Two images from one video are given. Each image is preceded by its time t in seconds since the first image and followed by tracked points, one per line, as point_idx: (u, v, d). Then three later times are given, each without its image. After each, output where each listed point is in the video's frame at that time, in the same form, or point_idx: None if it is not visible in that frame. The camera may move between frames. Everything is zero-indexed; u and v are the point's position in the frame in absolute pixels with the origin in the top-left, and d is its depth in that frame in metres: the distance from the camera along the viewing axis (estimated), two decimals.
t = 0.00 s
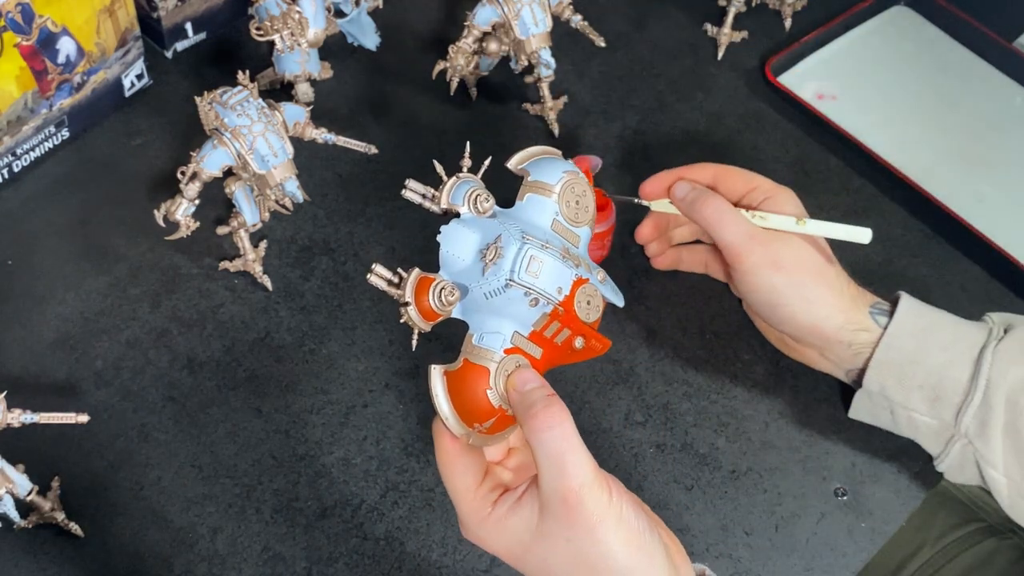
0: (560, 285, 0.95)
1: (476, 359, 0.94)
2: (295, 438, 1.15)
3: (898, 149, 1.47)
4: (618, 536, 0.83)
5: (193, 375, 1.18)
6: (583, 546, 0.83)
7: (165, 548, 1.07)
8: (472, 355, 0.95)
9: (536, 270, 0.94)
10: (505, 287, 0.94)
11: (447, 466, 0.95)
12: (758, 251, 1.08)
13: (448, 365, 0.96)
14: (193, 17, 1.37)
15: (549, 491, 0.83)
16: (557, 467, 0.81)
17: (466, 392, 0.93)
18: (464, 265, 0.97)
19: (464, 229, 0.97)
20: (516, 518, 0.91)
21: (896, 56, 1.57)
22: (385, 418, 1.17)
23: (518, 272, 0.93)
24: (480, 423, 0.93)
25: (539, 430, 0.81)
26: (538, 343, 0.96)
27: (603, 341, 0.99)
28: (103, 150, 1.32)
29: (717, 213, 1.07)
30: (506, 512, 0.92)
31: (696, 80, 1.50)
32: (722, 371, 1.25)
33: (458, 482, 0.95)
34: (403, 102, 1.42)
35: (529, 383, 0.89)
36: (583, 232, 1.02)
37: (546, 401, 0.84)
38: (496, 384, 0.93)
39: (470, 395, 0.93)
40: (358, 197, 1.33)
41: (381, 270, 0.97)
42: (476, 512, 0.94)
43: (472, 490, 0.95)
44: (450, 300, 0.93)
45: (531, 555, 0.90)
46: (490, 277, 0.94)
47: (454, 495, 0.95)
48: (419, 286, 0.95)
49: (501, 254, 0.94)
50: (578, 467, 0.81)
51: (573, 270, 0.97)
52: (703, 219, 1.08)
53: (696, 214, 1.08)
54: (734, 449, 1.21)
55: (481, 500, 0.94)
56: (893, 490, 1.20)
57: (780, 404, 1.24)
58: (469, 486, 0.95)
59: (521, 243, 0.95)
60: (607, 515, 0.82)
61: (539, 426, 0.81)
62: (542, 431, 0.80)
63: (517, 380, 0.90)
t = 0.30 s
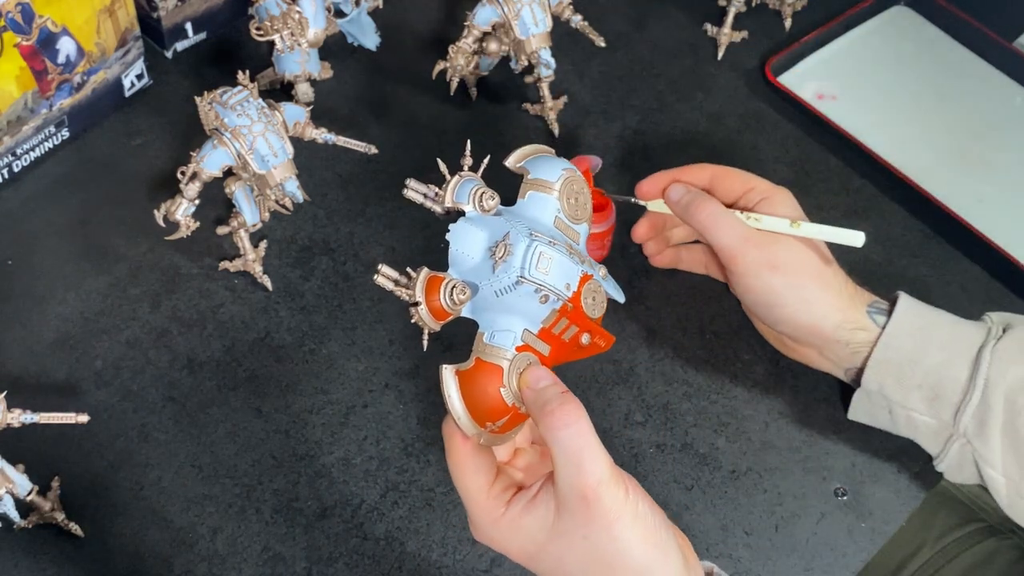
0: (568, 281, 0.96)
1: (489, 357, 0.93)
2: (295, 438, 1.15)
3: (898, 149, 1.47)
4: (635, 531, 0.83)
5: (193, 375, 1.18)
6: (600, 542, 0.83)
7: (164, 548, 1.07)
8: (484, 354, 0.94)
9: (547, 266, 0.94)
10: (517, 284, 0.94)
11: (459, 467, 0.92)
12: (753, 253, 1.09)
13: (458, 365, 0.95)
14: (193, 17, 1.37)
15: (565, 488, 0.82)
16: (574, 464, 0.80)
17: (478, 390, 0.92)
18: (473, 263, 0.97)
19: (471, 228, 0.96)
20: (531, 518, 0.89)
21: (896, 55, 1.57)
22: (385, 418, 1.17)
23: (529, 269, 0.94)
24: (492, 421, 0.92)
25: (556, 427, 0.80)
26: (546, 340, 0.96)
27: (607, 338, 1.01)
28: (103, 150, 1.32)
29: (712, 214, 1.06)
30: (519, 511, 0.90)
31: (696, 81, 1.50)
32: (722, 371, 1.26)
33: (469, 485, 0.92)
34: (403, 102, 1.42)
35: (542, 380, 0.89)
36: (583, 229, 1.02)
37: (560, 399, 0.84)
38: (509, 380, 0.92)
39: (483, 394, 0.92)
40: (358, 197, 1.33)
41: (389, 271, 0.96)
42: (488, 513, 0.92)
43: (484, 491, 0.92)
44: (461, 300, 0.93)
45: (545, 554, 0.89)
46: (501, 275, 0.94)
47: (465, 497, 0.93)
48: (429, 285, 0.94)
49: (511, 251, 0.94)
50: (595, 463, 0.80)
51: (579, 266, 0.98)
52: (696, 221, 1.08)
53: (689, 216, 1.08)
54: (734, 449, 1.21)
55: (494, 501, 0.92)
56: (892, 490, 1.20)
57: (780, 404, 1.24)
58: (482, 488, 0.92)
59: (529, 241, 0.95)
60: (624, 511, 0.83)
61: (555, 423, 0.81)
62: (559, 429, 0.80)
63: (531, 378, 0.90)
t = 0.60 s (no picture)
0: (595, 279, 0.99)
1: (517, 354, 0.95)
2: (295, 438, 1.15)
3: (898, 149, 1.47)
4: (665, 534, 0.80)
5: (193, 375, 1.18)
6: (632, 545, 0.79)
7: (165, 548, 1.07)
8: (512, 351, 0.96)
9: (579, 264, 0.97)
10: (550, 280, 0.97)
11: (482, 465, 0.86)
12: (814, 224, 0.96)
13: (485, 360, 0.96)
14: (193, 17, 1.38)
15: (597, 489, 0.79)
16: (609, 465, 0.77)
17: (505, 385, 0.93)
18: (507, 256, 0.99)
19: (506, 220, 0.99)
20: (557, 520, 0.84)
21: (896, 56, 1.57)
22: (386, 418, 1.17)
23: (563, 266, 0.96)
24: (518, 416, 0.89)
25: (591, 426, 0.77)
26: (571, 340, 0.99)
27: (627, 340, 1.05)
28: (103, 150, 1.32)
29: (779, 181, 0.91)
30: (545, 512, 0.85)
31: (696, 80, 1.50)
32: (722, 371, 1.26)
33: (490, 485, 0.86)
34: (403, 102, 1.42)
35: (570, 379, 0.88)
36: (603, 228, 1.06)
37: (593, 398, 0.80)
38: (537, 379, 0.94)
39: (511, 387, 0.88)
40: (358, 196, 1.33)
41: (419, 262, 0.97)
42: (512, 514, 0.86)
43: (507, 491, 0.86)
44: (493, 292, 0.95)
45: (570, 555, 0.84)
46: (534, 269, 0.97)
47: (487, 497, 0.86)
48: (462, 275, 0.96)
49: (545, 245, 0.97)
50: (631, 465, 0.77)
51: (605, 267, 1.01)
52: (758, 182, 0.92)
53: (753, 175, 0.91)
54: (734, 448, 1.21)
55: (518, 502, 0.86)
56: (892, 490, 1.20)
57: (780, 404, 1.24)
58: (505, 487, 0.86)
59: (561, 236, 0.98)
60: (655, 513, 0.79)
61: (589, 422, 0.77)
62: (595, 428, 0.76)
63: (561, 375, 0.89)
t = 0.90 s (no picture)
0: (708, 330, 0.98)
1: (597, 313, 0.96)
2: (295, 438, 1.15)
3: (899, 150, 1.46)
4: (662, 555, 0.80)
5: (193, 375, 1.18)
6: (626, 551, 0.79)
7: (165, 547, 1.07)
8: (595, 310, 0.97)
9: (702, 297, 0.98)
10: (668, 289, 0.99)
11: (509, 417, 0.90)
12: (955, 199, 0.86)
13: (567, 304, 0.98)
14: (194, 17, 1.38)
15: (611, 485, 0.80)
16: (634, 464, 0.78)
17: (564, 349, 0.93)
18: (648, 251, 1.03)
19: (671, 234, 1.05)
20: (558, 503, 0.85)
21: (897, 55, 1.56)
22: (386, 418, 1.17)
23: (687, 286, 0.99)
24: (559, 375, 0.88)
25: (631, 422, 0.79)
26: (650, 361, 0.97)
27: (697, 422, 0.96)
28: (103, 150, 1.32)
29: (941, 135, 0.80)
30: (550, 490, 0.86)
31: (697, 80, 1.51)
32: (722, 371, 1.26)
33: (510, 440, 0.89)
34: (403, 102, 1.42)
35: (625, 367, 0.87)
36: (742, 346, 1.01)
37: (639, 397, 0.82)
38: (590, 356, 0.93)
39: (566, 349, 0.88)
40: (358, 196, 1.33)
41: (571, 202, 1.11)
42: (519, 477, 0.88)
43: (522, 453, 0.89)
44: (613, 261, 1.02)
45: (558, 544, 0.84)
46: (663, 272, 1.00)
47: (501, 449, 0.89)
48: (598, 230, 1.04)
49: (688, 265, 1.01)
50: (653, 472, 0.78)
51: (722, 335, 0.99)
52: (916, 134, 0.80)
53: (921, 123, 0.79)
54: (735, 449, 1.21)
55: (528, 467, 0.89)
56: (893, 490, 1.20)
57: (780, 404, 1.24)
58: (522, 447, 0.89)
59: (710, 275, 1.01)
60: (657, 534, 0.79)
61: (630, 418, 0.79)
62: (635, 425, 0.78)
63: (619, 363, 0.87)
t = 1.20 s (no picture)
0: (776, 384, 0.90)
1: (676, 321, 0.92)
2: (295, 438, 1.15)
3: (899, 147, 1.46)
4: (660, 556, 0.79)
5: (193, 375, 1.18)
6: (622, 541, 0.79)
7: (164, 548, 1.07)
8: (676, 316, 0.93)
9: (784, 351, 0.91)
10: (752, 329, 0.92)
11: (560, 380, 0.92)
12: (927, 231, 0.83)
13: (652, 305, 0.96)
14: (194, 17, 1.38)
15: (626, 472, 0.80)
16: (652, 459, 0.78)
17: (630, 339, 0.91)
18: (758, 295, 0.96)
19: (784, 286, 0.97)
20: (581, 473, 0.86)
21: (896, 54, 1.57)
22: (386, 418, 1.17)
23: (774, 336, 0.91)
24: (614, 352, 0.91)
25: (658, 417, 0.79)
26: (709, 391, 0.92)
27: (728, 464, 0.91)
28: (103, 150, 1.32)
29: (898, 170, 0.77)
30: (577, 461, 0.88)
31: (697, 80, 1.51)
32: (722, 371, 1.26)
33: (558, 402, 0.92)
34: (403, 102, 1.42)
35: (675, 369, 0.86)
36: (817, 428, 0.93)
37: (677, 397, 0.82)
38: (645, 353, 0.90)
39: (631, 333, 0.91)
40: (358, 197, 1.33)
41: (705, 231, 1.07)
42: (555, 438, 0.90)
43: (566, 417, 0.92)
44: (716, 290, 0.95)
45: (569, 515, 0.86)
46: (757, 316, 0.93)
47: (548, 408, 0.92)
48: (714, 258, 0.98)
49: (784, 319, 0.93)
50: (668, 473, 0.78)
51: (791, 397, 0.91)
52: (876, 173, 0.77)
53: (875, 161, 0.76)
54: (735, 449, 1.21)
55: (566, 432, 0.91)
56: (893, 490, 1.20)
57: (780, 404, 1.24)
58: (567, 412, 0.91)
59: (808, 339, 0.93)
60: (660, 535, 0.79)
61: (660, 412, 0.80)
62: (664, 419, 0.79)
63: (667, 362, 0.87)
